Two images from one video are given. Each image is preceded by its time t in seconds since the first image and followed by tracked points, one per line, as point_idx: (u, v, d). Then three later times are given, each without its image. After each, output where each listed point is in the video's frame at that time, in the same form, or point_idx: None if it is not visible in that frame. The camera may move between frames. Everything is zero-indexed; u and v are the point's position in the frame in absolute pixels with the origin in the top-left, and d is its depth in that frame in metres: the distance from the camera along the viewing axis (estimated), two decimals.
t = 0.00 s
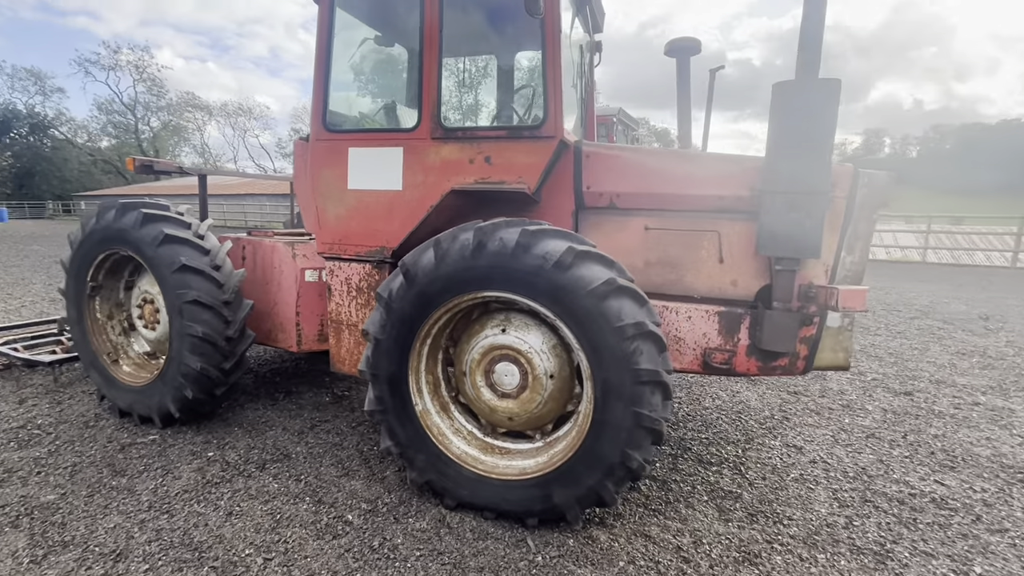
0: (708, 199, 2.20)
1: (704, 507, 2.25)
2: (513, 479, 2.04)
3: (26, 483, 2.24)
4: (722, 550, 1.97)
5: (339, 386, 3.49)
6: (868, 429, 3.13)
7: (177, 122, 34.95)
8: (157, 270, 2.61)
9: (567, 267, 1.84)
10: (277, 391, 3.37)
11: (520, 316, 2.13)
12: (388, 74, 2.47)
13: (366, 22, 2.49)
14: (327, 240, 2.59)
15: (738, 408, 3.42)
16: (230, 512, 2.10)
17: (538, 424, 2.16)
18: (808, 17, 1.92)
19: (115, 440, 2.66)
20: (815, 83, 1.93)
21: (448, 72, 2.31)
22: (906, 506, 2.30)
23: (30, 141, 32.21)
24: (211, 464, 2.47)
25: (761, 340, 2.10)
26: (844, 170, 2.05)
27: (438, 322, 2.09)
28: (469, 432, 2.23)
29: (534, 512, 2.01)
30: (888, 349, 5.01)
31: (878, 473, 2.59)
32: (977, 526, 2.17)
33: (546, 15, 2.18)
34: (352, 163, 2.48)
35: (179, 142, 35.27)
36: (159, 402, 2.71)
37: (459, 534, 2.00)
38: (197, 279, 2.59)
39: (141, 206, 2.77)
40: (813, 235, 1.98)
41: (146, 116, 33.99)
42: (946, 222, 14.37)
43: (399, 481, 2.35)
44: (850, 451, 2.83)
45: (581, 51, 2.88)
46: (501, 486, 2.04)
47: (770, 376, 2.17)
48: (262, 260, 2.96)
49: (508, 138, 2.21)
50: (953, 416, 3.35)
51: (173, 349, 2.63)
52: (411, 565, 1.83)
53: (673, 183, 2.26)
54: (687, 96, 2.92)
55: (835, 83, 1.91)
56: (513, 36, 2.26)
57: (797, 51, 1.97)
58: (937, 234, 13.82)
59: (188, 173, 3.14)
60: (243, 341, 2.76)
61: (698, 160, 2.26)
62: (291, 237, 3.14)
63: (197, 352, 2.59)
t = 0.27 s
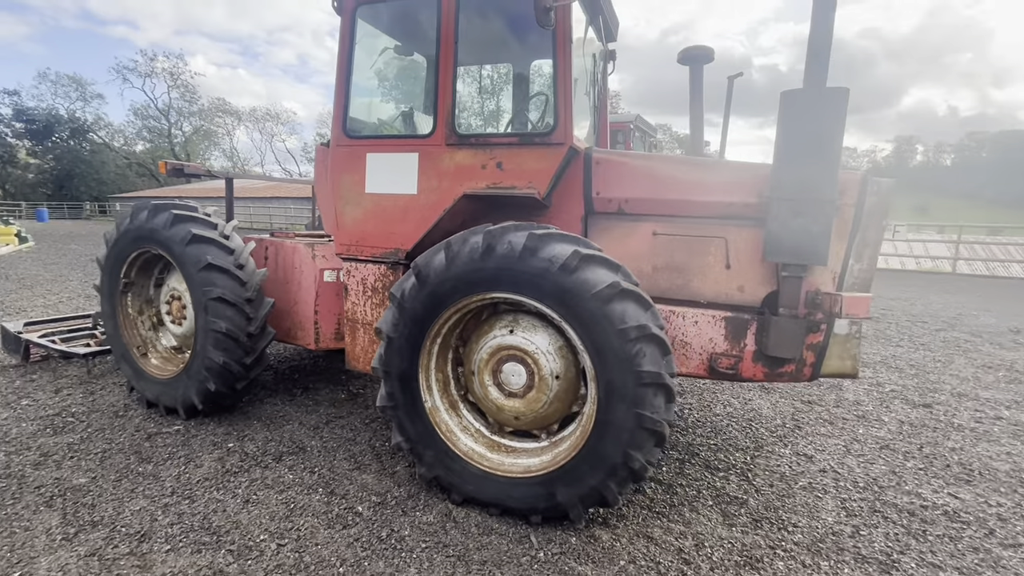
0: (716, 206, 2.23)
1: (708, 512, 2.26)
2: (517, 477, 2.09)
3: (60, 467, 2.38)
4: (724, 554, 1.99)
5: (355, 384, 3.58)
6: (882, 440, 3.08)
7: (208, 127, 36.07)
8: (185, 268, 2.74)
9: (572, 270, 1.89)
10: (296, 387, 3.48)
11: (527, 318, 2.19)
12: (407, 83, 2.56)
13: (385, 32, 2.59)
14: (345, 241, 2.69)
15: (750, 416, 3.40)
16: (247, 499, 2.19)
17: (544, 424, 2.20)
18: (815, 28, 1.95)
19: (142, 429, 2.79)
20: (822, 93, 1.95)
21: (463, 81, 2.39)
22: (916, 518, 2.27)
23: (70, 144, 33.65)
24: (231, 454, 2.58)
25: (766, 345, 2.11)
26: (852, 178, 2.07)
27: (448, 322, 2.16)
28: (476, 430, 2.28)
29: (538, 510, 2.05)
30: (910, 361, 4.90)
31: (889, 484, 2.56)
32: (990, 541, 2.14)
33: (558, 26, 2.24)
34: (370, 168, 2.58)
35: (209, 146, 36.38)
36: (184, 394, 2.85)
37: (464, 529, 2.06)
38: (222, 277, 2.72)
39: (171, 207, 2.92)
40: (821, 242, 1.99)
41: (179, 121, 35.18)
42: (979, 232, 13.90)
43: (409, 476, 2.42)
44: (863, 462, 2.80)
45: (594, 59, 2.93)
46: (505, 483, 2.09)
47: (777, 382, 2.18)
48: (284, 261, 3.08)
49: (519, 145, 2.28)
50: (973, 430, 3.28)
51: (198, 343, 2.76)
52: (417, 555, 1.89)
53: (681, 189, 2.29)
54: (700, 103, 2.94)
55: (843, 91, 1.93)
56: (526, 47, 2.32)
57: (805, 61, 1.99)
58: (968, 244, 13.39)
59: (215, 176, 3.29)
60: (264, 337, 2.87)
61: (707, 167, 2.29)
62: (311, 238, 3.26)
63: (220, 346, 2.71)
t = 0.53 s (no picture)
0: (720, 214, 2.29)
1: (710, 513, 2.31)
2: (523, 473, 2.16)
3: (93, 455, 2.52)
4: (724, 553, 2.03)
5: (369, 383, 3.69)
6: (891, 448, 3.08)
7: (232, 133, 37.01)
8: (211, 269, 2.89)
9: (577, 274, 1.97)
10: (313, 385, 3.60)
11: (535, 320, 2.27)
12: (422, 94, 2.67)
13: (402, 46, 2.70)
14: (362, 245, 2.81)
15: (757, 422, 3.43)
16: (266, 489, 2.31)
17: (550, 423, 2.28)
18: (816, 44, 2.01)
19: (167, 422, 2.93)
20: (823, 105, 2.00)
21: (476, 93, 2.49)
22: (920, 525, 2.29)
23: (101, 150, 34.83)
24: (251, 447, 2.70)
25: (769, 350, 2.16)
26: (853, 188, 2.12)
27: (459, 323, 2.25)
28: (484, 428, 2.37)
29: (542, 506, 2.12)
30: (925, 371, 4.85)
31: (894, 492, 2.57)
32: (994, 548, 2.14)
33: (568, 40, 2.32)
34: (387, 175, 2.70)
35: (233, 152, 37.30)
36: (208, 389, 2.98)
37: (471, 522, 2.14)
38: (245, 278, 2.86)
39: (199, 211, 3.07)
40: (822, 250, 2.04)
41: (204, 127, 36.16)
42: (1005, 242, 13.58)
43: (419, 471, 2.50)
44: (869, 469, 2.81)
45: (604, 70, 3.01)
46: (511, 480, 2.17)
47: (779, 387, 2.22)
48: (303, 263, 3.20)
49: (529, 154, 2.37)
50: (986, 440, 3.25)
51: (221, 341, 2.90)
52: (425, 546, 1.98)
53: (686, 197, 2.36)
54: (708, 112, 3.00)
55: (844, 104, 1.98)
56: (536, 59, 2.41)
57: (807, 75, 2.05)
58: (993, 255, 13.08)
59: (240, 181, 3.45)
60: (284, 336, 3.00)
61: (711, 176, 2.35)
62: (329, 242, 3.39)
63: (243, 344, 2.85)
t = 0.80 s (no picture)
0: (723, 226, 2.36)
1: (713, 518, 2.36)
2: (530, 475, 2.24)
3: (121, 451, 2.65)
4: (725, 557, 2.09)
5: (382, 388, 3.80)
6: (898, 458, 3.10)
7: (249, 141, 37.77)
8: (234, 276, 3.03)
9: (583, 284, 2.05)
10: (328, 389, 3.72)
11: (543, 327, 2.35)
12: (436, 110, 2.79)
13: (417, 63, 2.82)
14: (377, 253, 2.93)
15: (763, 430, 3.46)
16: (284, 487, 2.41)
17: (557, 428, 2.35)
18: (816, 63, 2.09)
19: (190, 422, 3.06)
20: (823, 122, 2.08)
21: (488, 109, 2.60)
22: (922, 534, 2.31)
23: (124, 157, 35.77)
24: (269, 447, 2.81)
25: (770, 359, 2.22)
26: (853, 202, 2.19)
27: (470, 329, 2.34)
28: (493, 431, 2.45)
29: (549, 508, 2.19)
30: (937, 382, 4.82)
31: (898, 501, 2.59)
32: (995, 558, 2.17)
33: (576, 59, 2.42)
34: (402, 187, 2.81)
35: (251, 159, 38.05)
36: (229, 391, 3.11)
37: (480, 522, 2.22)
38: (266, 284, 2.99)
39: (223, 220, 3.22)
40: (821, 262, 2.11)
41: (223, 135, 36.96)
42: None
43: (430, 473, 2.59)
44: (874, 478, 2.83)
45: (613, 86, 3.10)
46: (519, 481, 2.25)
47: (781, 396, 2.27)
48: (321, 270, 3.33)
49: (538, 168, 2.47)
50: (995, 452, 3.25)
51: (243, 344, 3.03)
52: (435, 544, 2.06)
53: (690, 210, 2.43)
54: (714, 126, 3.07)
55: (842, 121, 2.05)
56: (546, 77, 2.51)
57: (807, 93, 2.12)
58: (1013, 265, 12.86)
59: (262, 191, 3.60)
60: (302, 341, 3.12)
61: (715, 189, 2.42)
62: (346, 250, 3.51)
63: (263, 348, 2.97)
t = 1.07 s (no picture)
0: (725, 235, 2.39)
1: (717, 526, 2.36)
2: (534, 482, 2.27)
3: (134, 456, 2.70)
4: (728, 565, 2.09)
5: (389, 394, 3.83)
6: (904, 468, 3.08)
7: (259, 149, 38.27)
8: (244, 283, 3.09)
9: (587, 292, 2.08)
10: (335, 395, 3.76)
11: (547, 335, 2.38)
12: (442, 122, 2.84)
13: (424, 76, 2.88)
14: (384, 261, 2.98)
15: (769, 438, 3.46)
16: (292, 492, 2.45)
17: (561, 435, 2.38)
18: (817, 75, 2.12)
19: (200, 427, 3.12)
20: (823, 133, 2.10)
21: (492, 121, 2.65)
22: (927, 543, 2.31)
23: (136, 165, 36.35)
24: (278, 452, 2.85)
25: (773, 367, 2.23)
26: (854, 212, 2.21)
27: (475, 337, 2.38)
28: (498, 438, 2.48)
29: (552, 514, 2.21)
30: (946, 391, 4.78)
31: (904, 510, 2.58)
32: (1001, 568, 2.16)
33: (579, 72, 2.46)
34: (409, 197, 2.87)
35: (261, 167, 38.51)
36: (238, 396, 3.16)
37: (485, 528, 2.24)
38: (276, 292, 3.05)
39: (234, 228, 3.29)
40: (822, 271, 2.13)
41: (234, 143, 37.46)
42: None
43: (435, 479, 2.62)
44: (880, 487, 2.82)
45: (617, 96, 3.14)
46: (523, 488, 2.27)
47: (784, 404, 2.28)
48: (329, 278, 3.38)
49: (542, 178, 2.51)
50: (1004, 462, 3.22)
51: (252, 351, 3.09)
52: (440, 549, 2.09)
53: (693, 219, 2.46)
54: (717, 136, 3.11)
55: (842, 132, 2.07)
56: (550, 89, 2.56)
57: (808, 104, 2.15)
58: None
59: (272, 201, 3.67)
60: (310, 347, 3.18)
61: (717, 198, 2.45)
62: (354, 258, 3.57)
63: (272, 354, 3.03)
